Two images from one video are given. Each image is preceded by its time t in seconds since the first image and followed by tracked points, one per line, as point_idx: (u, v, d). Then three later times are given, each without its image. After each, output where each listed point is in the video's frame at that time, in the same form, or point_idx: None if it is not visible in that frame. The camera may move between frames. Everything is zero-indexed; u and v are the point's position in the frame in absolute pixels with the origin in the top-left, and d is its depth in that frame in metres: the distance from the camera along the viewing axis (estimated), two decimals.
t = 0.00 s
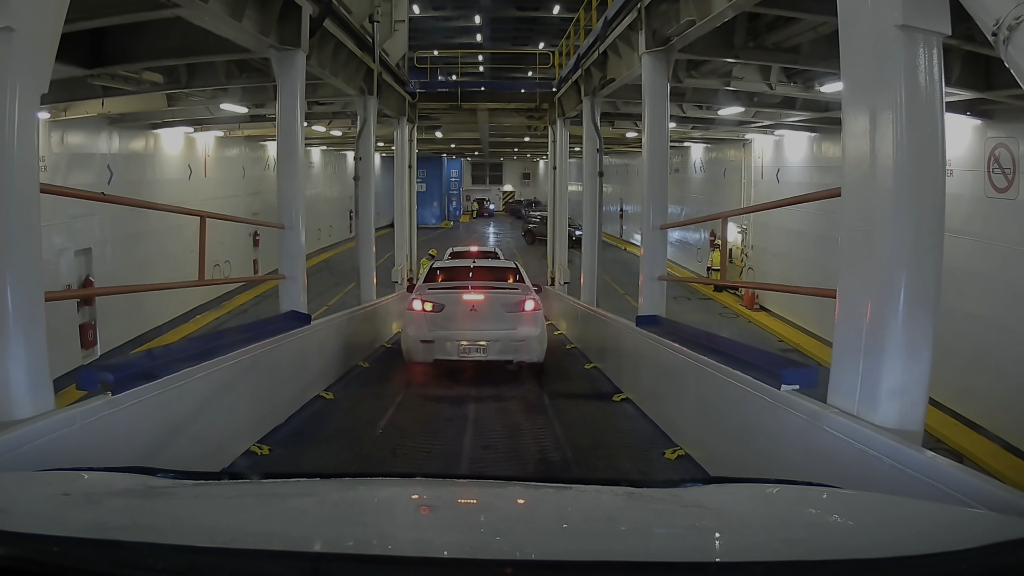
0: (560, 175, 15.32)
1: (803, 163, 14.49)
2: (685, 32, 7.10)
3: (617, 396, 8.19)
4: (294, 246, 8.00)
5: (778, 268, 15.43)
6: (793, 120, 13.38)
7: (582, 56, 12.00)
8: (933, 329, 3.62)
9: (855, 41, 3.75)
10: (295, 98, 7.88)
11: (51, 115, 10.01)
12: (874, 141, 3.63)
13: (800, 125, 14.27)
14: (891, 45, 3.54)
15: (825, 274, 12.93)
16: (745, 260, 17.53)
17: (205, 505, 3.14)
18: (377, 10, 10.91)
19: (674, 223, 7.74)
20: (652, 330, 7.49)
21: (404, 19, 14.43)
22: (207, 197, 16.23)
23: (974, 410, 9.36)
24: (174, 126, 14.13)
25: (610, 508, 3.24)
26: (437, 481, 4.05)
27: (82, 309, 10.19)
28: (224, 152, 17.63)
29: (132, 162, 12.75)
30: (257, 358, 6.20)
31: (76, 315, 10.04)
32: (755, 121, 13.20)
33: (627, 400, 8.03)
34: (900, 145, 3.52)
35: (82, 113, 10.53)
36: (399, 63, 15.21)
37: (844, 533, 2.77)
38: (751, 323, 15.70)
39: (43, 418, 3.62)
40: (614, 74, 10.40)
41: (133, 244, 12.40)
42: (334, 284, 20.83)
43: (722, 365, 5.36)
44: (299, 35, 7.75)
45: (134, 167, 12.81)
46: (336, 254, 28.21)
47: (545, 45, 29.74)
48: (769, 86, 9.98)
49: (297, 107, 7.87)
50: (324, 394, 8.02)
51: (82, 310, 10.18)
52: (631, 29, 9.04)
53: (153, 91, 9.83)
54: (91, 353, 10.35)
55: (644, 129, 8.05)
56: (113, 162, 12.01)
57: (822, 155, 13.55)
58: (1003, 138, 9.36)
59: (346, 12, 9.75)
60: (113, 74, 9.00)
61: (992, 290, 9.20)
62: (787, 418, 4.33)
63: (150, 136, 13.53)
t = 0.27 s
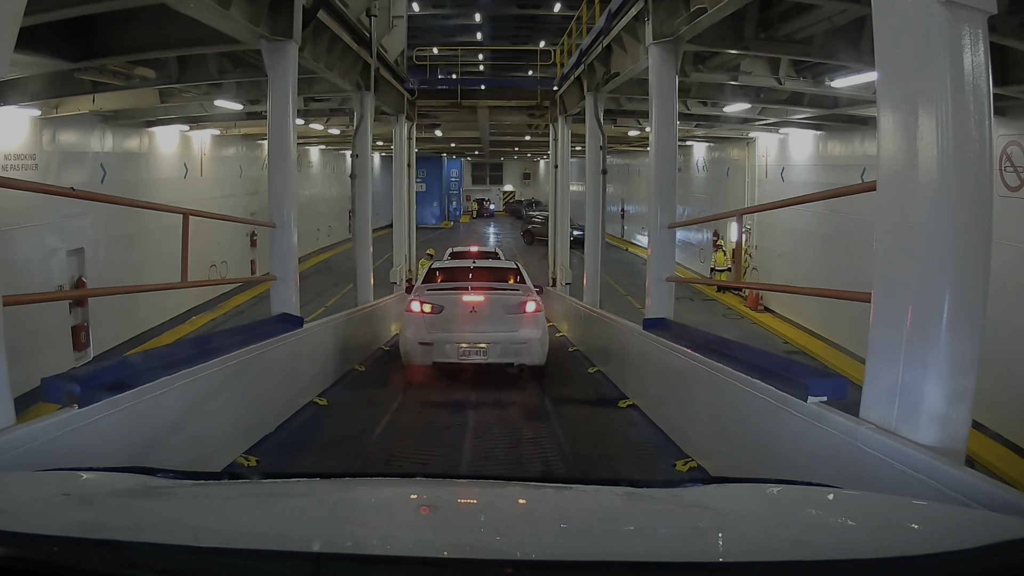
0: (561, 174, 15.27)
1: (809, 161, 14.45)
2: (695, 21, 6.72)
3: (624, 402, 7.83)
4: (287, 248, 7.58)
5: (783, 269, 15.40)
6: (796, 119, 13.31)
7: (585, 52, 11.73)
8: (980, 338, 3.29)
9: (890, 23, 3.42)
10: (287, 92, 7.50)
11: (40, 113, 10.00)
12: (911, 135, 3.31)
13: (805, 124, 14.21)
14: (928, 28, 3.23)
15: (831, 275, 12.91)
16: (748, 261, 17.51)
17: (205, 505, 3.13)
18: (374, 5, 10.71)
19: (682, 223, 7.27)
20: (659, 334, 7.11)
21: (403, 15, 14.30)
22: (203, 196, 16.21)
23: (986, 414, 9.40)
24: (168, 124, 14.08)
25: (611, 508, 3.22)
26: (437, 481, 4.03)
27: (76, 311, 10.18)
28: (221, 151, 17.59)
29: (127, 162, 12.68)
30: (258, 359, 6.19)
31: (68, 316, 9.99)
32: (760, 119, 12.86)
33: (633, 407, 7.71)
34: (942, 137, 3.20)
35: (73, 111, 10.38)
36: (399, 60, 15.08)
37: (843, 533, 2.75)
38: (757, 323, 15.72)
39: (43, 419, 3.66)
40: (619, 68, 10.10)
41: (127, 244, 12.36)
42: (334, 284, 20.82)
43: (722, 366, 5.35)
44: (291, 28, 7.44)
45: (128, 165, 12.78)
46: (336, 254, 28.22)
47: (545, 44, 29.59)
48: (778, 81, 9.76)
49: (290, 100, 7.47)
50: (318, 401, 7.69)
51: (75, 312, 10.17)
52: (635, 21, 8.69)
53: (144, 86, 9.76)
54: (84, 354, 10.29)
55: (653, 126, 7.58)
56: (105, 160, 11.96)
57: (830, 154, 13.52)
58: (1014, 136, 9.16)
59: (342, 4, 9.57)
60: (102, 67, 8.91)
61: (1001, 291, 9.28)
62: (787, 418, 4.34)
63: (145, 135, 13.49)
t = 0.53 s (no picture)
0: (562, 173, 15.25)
1: (814, 160, 14.42)
2: (708, 8, 6.39)
3: (629, 408, 7.58)
4: (277, 244, 7.41)
5: (787, 268, 15.38)
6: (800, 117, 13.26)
7: (588, 45, 11.39)
8: None
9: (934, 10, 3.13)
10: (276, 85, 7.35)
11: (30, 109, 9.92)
12: (959, 140, 3.02)
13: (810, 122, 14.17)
14: (988, 23, 2.92)
15: (836, 275, 12.90)
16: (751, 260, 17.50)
17: (205, 505, 3.11)
18: None
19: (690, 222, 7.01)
20: (668, 337, 6.88)
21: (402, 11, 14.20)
22: (199, 194, 16.21)
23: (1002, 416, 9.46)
24: (164, 122, 14.06)
25: (611, 508, 3.21)
26: (437, 481, 4.02)
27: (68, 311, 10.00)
28: (218, 149, 17.55)
29: (122, 161, 12.65)
30: (257, 358, 6.19)
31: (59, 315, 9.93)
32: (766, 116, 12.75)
33: (640, 412, 7.44)
34: (994, 147, 2.92)
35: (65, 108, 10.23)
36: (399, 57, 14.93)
37: (838, 531, 2.76)
38: (761, 324, 15.72)
39: (42, 419, 3.70)
40: (622, 63, 9.83)
41: (122, 243, 12.35)
42: (334, 283, 20.82)
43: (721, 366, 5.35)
44: (282, 16, 7.27)
45: (123, 163, 12.73)
46: (337, 254, 28.23)
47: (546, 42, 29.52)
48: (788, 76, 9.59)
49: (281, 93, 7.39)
50: (310, 406, 7.46)
51: (67, 312, 9.98)
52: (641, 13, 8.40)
53: (136, 81, 9.54)
54: (77, 354, 10.17)
55: (660, 125, 7.34)
56: (98, 157, 11.91)
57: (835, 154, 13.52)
58: None
59: None
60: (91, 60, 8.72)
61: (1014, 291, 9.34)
62: (787, 418, 4.32)
63: (139, 132, 13.44)
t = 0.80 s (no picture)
0: (563, 173, 15.20)
1: (818, 159, 14.36)
2: None
3: (635, 414, 7.35)
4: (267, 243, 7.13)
5: (791, 268, 15.35)
6: (804, 115, 13.19)
7: (592, 39, 11.09)
8: None
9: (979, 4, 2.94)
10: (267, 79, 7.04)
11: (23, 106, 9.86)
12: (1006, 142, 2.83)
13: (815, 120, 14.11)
14: None
15: (841, 275, 12.87)
16: (755, 260, 17.49)
17: (205, 505, 3.10)
18: None
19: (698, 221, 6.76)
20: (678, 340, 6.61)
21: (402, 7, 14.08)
22: (195, 193, 16.18)
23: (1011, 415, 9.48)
24: (160, 120, 14.02)
25: (611, 508, 3.19)
26: (437, 481, 4.01)
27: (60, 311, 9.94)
28: (214, 147, 17.50)
29: (117, 159, 12.61)
30: (258, 358, 6.20)
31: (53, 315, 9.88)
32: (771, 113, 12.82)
33: (646, 418, 7.23)
34: None
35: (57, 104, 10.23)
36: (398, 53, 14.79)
37: (839, 531, 2.75)
38: (765, 325, 15.70)
39: (45, 419, 3.71)
40: (627, 56, 9.48)
41: (116, 242, 12.32)
42: (333, 283, 20.80)
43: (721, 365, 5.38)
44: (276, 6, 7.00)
45: (117, 161, 12.68)
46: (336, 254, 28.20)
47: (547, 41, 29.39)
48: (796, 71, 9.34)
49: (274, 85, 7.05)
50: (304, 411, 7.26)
51: (59, 312, 9.92)
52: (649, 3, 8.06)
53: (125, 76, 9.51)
54: (68, 356, 10.01)
55: (667, 122, 7.07)
56: (93, 156, 11.87)
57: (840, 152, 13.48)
58: None
59: None
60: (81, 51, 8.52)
61: None
62: (787, 418, 4.32)
63: (134, 130, 13.39)
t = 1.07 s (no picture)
0: (564, 171, 15.16)
1: (823, 158, 14.31)
2: None
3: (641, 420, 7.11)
4: (258, 244, 6.72)
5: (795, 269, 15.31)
6: (809, 112, 13.12)
7: (594, 35, 10.71)
8: None
9: None
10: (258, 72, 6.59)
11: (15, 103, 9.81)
12: None
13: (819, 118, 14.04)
14: None
15: (847, 275, 12.85)
16: (759, 261, 17.51)
17: (205, 505, 3.08)
18: None
19: (708, 220, 6.40)
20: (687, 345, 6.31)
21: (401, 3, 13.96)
22: (190, 191, 16.14)
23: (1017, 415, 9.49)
24: (155, 117, 13.97)
25: (612, 508, 3.18)
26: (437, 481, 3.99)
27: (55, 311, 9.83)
28: (211, 146, 17.45)
29: (111, 159, 12.57)
30: (258, 358, 6.19)
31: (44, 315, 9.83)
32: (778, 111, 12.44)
33: (652, 424, 6.99)
34: None
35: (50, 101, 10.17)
36: (396, 49, 14.64)
37: (840, 530, 2.75)
38: (770, 326, 15.69)
39: (45, 418, 3.70)
40: (631, 49, 9.07)
41: (111, 242, 12.30)
42: (332, 283, 20.77)
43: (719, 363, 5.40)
44: None
45: (112, 160, 12.64)
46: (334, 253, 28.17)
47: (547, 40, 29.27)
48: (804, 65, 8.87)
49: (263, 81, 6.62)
50: (296, 417, 6.99)
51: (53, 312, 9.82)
52: None
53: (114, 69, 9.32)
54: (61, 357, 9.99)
55: (675, 118, 6.69)
56: (86, 154, 11.83)
57: (845, 151, 13.43)
58: None
59: None
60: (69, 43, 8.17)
61: None
62: (787, 417, 4.32)
63: (128, 128, 13.35)
